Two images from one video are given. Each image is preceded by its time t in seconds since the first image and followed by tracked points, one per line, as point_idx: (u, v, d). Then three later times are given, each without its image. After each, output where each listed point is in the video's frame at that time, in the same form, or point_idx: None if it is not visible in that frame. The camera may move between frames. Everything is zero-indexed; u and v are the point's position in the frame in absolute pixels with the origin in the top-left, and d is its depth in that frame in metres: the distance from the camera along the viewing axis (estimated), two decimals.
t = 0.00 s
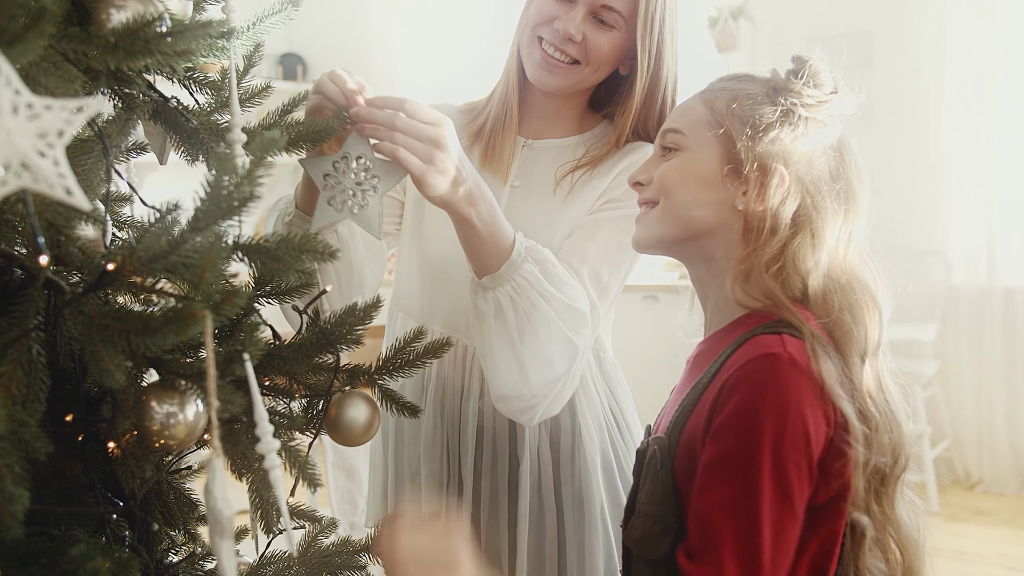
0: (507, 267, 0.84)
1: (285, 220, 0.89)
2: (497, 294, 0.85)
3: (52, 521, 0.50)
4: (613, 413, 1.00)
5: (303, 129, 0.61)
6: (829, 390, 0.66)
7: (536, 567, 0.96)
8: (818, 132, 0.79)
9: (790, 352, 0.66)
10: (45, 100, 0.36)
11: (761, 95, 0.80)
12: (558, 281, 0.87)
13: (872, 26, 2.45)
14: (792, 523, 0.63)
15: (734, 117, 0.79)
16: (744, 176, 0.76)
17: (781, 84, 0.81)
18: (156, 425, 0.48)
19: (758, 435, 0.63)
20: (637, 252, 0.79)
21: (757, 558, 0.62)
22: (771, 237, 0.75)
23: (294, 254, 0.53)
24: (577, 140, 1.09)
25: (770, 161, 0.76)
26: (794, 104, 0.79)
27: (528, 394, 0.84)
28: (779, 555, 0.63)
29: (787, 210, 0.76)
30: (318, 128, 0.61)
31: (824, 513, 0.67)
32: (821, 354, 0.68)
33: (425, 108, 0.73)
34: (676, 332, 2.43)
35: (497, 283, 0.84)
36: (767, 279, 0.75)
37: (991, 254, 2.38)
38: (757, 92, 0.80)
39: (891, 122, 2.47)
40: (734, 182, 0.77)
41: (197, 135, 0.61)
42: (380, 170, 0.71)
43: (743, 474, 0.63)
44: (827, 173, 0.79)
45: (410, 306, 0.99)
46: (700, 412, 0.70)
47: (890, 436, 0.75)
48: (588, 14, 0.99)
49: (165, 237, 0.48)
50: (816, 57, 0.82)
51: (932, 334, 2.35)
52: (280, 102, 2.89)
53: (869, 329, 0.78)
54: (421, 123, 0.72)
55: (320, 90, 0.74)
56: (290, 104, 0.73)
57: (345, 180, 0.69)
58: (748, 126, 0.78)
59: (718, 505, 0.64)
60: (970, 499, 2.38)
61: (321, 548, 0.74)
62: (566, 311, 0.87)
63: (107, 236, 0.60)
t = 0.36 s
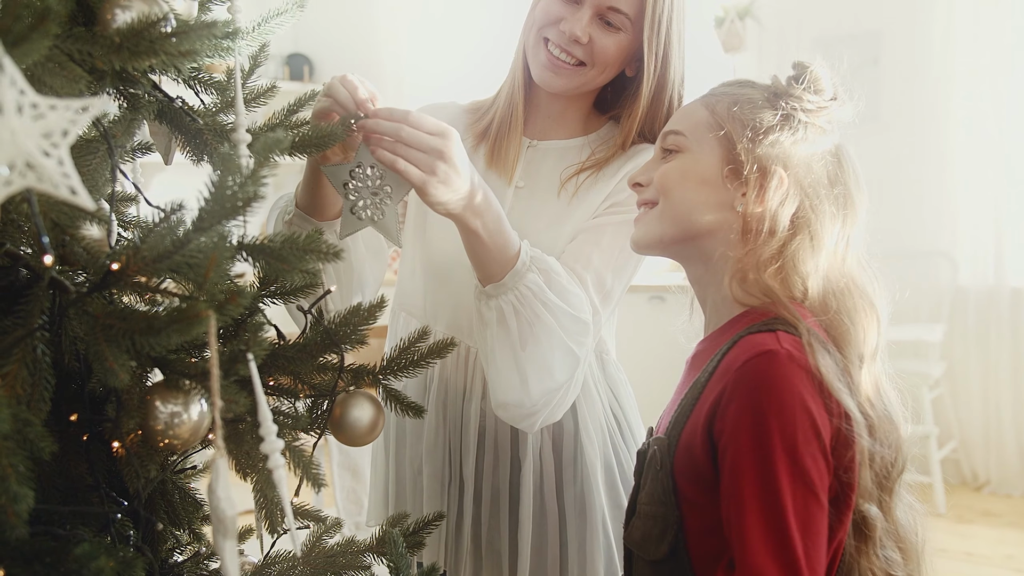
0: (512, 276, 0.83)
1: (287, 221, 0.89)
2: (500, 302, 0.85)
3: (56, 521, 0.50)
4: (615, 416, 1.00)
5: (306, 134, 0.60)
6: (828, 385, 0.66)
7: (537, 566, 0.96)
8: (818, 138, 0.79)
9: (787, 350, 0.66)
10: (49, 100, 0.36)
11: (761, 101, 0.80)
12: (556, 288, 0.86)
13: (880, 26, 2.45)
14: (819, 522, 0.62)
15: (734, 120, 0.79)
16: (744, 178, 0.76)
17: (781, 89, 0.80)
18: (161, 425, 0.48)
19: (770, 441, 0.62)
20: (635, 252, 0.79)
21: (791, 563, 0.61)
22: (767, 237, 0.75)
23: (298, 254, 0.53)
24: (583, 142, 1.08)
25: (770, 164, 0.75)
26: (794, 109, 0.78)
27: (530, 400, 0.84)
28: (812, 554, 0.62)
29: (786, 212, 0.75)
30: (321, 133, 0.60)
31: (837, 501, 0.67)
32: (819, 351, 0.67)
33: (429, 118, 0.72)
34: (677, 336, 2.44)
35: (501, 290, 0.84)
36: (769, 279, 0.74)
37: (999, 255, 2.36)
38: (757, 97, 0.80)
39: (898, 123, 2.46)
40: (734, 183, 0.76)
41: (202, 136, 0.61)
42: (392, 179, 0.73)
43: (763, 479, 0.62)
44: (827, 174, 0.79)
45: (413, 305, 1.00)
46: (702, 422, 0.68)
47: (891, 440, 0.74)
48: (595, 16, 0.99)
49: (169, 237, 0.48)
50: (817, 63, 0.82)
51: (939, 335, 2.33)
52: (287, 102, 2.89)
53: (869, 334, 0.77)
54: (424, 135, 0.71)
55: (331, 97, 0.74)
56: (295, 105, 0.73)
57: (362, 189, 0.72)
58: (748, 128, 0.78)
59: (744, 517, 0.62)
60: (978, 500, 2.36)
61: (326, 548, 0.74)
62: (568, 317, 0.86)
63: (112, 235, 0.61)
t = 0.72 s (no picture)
0: (513, 277, 0.83)
1: (291, 221, 0.89)
2: (501, 303, 0.85)
3: (62, 520, 0.50)
4: (619, 416, 1.00)
5: (312, 133, 0.60)
6: (835, 382, 0.65)
7: (543, 567, 0.96)
8: (818, 141, 0.79)
9: (792, 348, 0.66)
10: (53, 100, 0.36)
11: (759, 102, 0.79)
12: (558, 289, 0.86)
13: (888, 25, 2.44)
14: (833, 519, 0.62)
15: (733, 121, 0.78)
16: (744, 180, 0.76)
17: (779, 90, 0.80)
18: (166, 425, 0.48)
19: (781, 440, 0.62)
20: (635, 255, 0.79)
21: (809, 561, 0.60)
22: (769, 236, 0.74)
23: (304, 254, 0.53)
24: (589, 143, 1.08)
25: (769, 165, 0.75)
26: (793, 111, 0.78)
27: (531, 398, 0.83)
28: (830, 550, 0.62)
29: (785, 215, 0.75)
30: (326, 132, 0.60)
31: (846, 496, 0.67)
32: (823, 348, 0.67)
33: (433, 117, 0.72)
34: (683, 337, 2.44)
35: (502, 291, 0.84)
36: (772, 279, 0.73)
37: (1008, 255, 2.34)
38: (755, 99, 0.80)
39: (907, 123, 2.45)
40: (732, 185, 0.76)
41: (206, 137, 0.61)
42: (390, 178, 0.71)
43: (775, 479, 0.62)
44: (828, 175, 0.78)
45: (417, 305, 0.99)
46: (709, 423, 0.68)
47: (895, 441, 0.74)
48: (603, 18, 0.99)
49: (175, 237, 0.48)
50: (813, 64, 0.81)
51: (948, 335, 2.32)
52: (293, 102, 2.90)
53: (868, 330, 0.78)
54: (425, 132, 0.71)
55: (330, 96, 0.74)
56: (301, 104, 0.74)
57: (355, 186, 0.70)
58: (746, 130, 0.77)
59: (758, 518, 0.61)
60: (986, 501, 2.35)
61: (331, 548, 0.74)
62: (570, 319, 0.86)
63: (119, 235, 0.61)
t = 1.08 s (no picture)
0: (514, 281, 0.83)
1: (298, 222, 0.89)
2: (502, 306, 0.84)
3: (68, 518, 0.50)
4: (623, 415, 1.00)
5: (318, 134, 0.60)
6: (839, 381, 0.65)
7: (547, 567, 0.95)
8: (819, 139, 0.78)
9: (797, 346, 0.65)
10: (59, 99, 0.36)
11: (759, 101, 0.79)
12: (559, 290, 0.86)
13: (896, 25, 2.44)
14: (838, 517, 0.62)
15: (734, 121, 0.77)
16: (747, 180, 0.75)
17: (779, 88, 0.80)
18: (172, 423, 0.48)
19: (785, 438, 0.62)
20: (639, 258, 0.79)
21: (813, 559, 0.60)
22: (772, 237, 0.74)
23: (309, 253, 0.53)
24: (595, 143, 1.08)
25: (772, 165, 0.75)
26: (794, 108, 0.78)
27: (533, 399, 0.83)
28: (835, 549, 0.61)
29: (787, 216, 0.74)
30: (332, 132, 0.60)
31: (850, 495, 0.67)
32: (828, 347, 0.67)
33: (432, 120, 0.72)
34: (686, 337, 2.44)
35: (502, 294, 0.83)
36: (773, 279, 0.73)
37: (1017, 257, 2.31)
38: (755, 98, 0.79)
39: (915, 122, 2.45)
40: (736, 185, 0.75)
41: (211, 138, 0.61)
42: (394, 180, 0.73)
43: (779, 477, 0.61)
44: (830, 174, 0.78)
45: (422, 305, 0.99)
46: (714, 422, 0.68)
47: (898, 440, 0.74)
48: (610, 17, 0.99)
49: (180, 236, 0.48)
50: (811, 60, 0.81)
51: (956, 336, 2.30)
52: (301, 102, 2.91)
53: (869, 327, 0.78)
54: (421, 136, 0.71)
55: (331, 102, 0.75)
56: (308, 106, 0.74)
57: (367, 191, 0.71)
58: (748, 130, 0.76)
59: (762, 516, 0.61)
60: (995, 502, 2.33)
61: (338, 547, 0.73)
62: (574, 320, 0.86)
63: (126, 235, 0.61)
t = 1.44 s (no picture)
0: (509, 286, 0.83)
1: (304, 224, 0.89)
2: (496, 310, 0.84)
3: (75, 516, 0.51)
4: (627, 414, 0.99)
5: (323, 137, 0.60)
6: (840, 382, 0.64)
7: (550, 566, 0.96)
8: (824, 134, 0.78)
9: (798, 346, 0.65)
10: (65, 99, 0.36)
11: (757, 99, 0.78)
12: (561, 289, 0.86)
13: (906, 24, 2.42)
14: (832, 520, 0.61)
15: (733, 121, 0.77)
16: (748, 180, 0.75)
17: (777, 85, 0.79)
18: (178, 422, 0.49)
19: (781, 439, 0.61)
20: (645, 263, 0.79)
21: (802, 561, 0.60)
22: (774, 239, 0.73)
23: (315, 252, 0.53)
24: (601, 143, 1.08)
25: (774, 164, 0.74)
26: (793, 104, 0.77)
27: (530, 399, 0.83)
28: (825, 552, 0.61)
29: (793, 213, 0.74)
30: (339, 133, 0.60)
31: (848, 497, 0.67)
32: (830, 348, 0.66)
33: (423, 126, 0.71)
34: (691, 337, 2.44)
35: (497, 298, 0.83)
36: (776, 280, 0.72)
37: None
38: (752, 96, 0.78)
39: (922, 122, 2.43)
40: (740, 187, 0.75)
41: (218, 139, 0.61)
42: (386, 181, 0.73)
43: (774, 477, 0.61)
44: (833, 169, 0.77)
45: (427, 304, 0.99)
46: (713, 420, 0.68)
47: (902, 438, 0.73)
48: (617, 17, 0.98)
49: (186, 235, 0.48)
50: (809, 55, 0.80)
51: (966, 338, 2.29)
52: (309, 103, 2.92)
53: (874, 324, 0.77)
54: (410, 142, 0.71)
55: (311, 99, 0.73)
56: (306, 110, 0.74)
57: (358, 186, 0.72)
58: (748, 129, 0.76)
59: (754, 516, 0.61)
60: (1005, 504, 2.31)
61: (344, 546, 0.73)
62: (573, 323, 0.86)
63: (133, 235, 0.61)
